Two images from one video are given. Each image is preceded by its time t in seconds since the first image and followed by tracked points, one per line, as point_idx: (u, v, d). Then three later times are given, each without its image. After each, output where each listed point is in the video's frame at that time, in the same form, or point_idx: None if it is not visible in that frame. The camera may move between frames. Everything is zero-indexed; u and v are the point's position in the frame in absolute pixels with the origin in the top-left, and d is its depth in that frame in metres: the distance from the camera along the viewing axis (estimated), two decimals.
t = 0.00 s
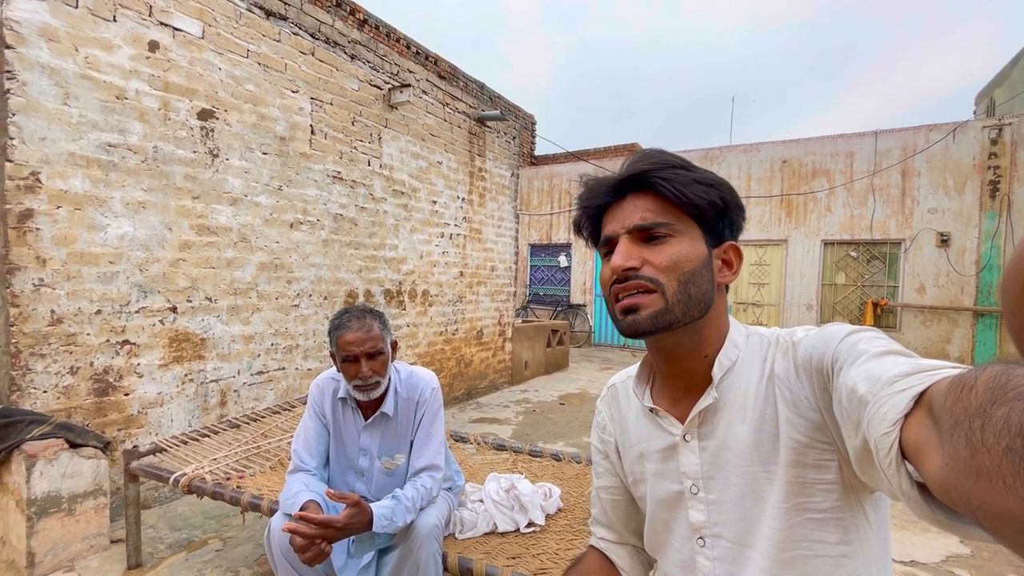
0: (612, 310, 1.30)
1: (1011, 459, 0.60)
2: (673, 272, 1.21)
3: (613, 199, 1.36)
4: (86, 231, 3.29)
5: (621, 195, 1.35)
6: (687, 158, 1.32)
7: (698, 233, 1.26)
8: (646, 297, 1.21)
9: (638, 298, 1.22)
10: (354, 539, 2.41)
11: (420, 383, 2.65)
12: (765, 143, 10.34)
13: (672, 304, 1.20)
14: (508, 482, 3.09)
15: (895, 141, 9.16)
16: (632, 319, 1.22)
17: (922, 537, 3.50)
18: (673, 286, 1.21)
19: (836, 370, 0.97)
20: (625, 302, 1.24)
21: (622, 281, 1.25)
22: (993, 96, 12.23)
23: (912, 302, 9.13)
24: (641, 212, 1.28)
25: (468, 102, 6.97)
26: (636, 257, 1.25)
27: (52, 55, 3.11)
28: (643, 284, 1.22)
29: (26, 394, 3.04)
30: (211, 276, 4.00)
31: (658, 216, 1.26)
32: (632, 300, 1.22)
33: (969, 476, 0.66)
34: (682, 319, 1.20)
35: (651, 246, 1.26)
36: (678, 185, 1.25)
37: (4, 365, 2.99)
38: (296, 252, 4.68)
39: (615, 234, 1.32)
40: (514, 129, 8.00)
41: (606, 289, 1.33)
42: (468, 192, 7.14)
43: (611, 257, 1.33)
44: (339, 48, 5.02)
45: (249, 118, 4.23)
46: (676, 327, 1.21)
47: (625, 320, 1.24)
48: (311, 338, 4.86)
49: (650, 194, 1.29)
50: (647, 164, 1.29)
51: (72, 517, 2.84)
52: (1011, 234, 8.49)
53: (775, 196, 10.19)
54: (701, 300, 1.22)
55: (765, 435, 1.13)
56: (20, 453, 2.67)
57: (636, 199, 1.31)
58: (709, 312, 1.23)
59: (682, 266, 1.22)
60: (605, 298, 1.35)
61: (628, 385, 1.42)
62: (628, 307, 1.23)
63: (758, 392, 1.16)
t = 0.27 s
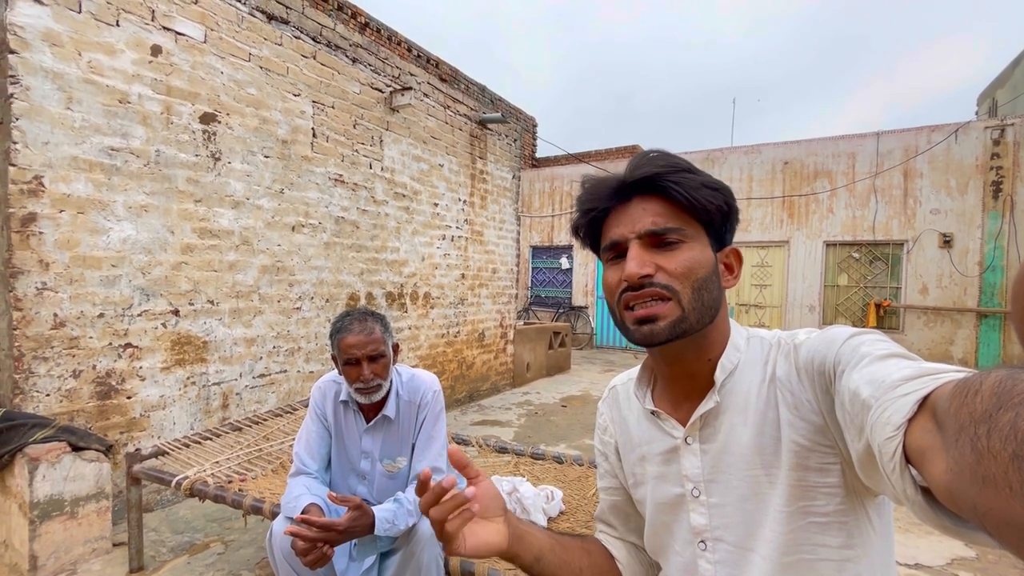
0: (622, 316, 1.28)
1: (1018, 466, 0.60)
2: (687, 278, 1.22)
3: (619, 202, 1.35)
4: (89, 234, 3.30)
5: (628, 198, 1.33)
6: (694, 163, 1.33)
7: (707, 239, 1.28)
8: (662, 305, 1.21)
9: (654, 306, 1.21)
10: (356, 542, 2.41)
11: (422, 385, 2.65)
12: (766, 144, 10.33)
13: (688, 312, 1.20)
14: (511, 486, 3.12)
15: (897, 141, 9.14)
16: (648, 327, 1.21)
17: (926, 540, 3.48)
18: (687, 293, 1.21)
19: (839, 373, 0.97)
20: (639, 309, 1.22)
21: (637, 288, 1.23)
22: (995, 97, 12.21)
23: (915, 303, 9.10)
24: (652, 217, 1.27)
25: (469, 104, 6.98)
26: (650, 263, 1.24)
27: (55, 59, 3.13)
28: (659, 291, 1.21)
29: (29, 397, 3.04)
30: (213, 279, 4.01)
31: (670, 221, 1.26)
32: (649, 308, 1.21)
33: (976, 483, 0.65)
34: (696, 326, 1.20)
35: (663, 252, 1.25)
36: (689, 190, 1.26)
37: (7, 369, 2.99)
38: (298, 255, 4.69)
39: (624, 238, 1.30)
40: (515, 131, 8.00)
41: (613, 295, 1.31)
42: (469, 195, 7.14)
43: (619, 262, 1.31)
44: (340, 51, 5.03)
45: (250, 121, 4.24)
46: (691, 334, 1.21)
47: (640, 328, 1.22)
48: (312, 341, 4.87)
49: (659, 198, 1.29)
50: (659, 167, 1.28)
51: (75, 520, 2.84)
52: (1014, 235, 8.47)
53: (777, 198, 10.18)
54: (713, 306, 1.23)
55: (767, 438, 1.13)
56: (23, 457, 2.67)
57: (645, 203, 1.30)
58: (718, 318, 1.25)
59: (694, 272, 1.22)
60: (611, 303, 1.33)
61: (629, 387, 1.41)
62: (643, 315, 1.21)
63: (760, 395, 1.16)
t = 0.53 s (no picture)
0: (625, 325, 1.27)
1: (1017, 467, 0.59)
2: (694, 292, 1.21)
3: (626, 205, 1.30)
4: (91, 238, 3.30)
5: (636, 202, 1.29)
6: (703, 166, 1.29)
7: (713, 249, 1.27)
8: (669, 320, 1.20)
9: (661, 320, 1.20)
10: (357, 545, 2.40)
11: (422, 388, 2.65)
12: (767, 145, 10.33)
13: (695, 327, 1.20)
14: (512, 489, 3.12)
15: (898, 142, 9.13)
16: (654, 342, 1.20)
17: (929, 542, 3.47)
18: (693, 307, 1.21)
19: (837, 374, 0.97)
20: (645, 323, 1.21)
21: (644, 301, 1.21)
22: (997, 97, 12.20)
23: (917, 304, 9.09)
24: (661, 226, 1.24)
25: (470, 107, 6.99)
26: (659, 275, 1.22)
27: (57, 63, 3.14)
28: (668, 306, 1.20)
29: (31, 400, 3.05)
30: (215, 282, 4.01)
31: (679, 231, 1.24)
32: (656, 323, 1.20)
33: (975, 485, 0.65)
34: (701, 340, 1.21)
35: (671, 262, 1.23)
36: (700, 199, 1.23)
37: (9, 372, 3.00)
38: (299, 258, 4.69)
39: (631, 246, 1.27)
40: (516, 134, 8.01)
41: (616, 303, 1.29)
42: (470, 197, 7.14)
43: (624, 269, 1.28)
44: (341, 55, 5.04)
45: (251, 124, 4.25)
46: (695, 348, 1.21)
47: (646, 341, 1.22)
48: (314, 343, 4.87)
49: (669, 206, 1.26)
50: (671, 174, 1.24)
51: (76, 523, 2.84)
52: (1016, 236, 8.45)
53: (778, 199, 10.17)
54: (716, 317, 1.24)
55: (765, 439, 1.13)
56: (24, 459, 2.68)
57: (653, 209, 1.27)
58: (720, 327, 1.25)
59: (701, 285, 1.22)
60: (613, 310, 1.31)
61: (629, 390, 1.41)
62: (650, 328, 1.21)
63: (759, 396, 1.15)
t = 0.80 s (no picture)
0: (623, 336, 1.28)
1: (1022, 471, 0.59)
2: (691, 306, 1.20)
3: (627, 215, 1.28)
4: (92, 241, 3.31)
5: (636, 212, 1.26)
6: (708, 174, 1.26)
7: (714, 260, 1.24)
8: (665, 334, 1.19)
9: (656, 334, 1.20)
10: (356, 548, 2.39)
11: (422, 390, 2.64)
12: (767, 147, 10.34)
13: (692, 342, 1.19)
14: (512, 491, 3.12)
15: (898, 144, 9.14)
16: (649, 355, 1.21)
17: (932, 544, 3.46)
18: (691, 321, 1.20)
19: (838, 376, 0.96)
20: (641, 336, 1.22)
21: (640, 315, 1.21)
22: (997, 99, 12.20)
23: (918, 305, 9.07)
24: (661, 238, 1.22)
25: (470, 110, 7.01)
26: (656, 289, 1.21)
27: (58, 67, 3.15)
28: (664, 321, 1.20)
29: (32, 403, 3.05)
30: (215, 285, 4.01)
31: (679, 244, 1.21)
32: (652, 337, 1.20)
33: (979, 488, 0.65)
34: (699, 354, 1.21)
35: (669, 275, 1.22)
36: (701, 212, 1.20)
37: (10, 375, 3.00)
38: (300, 261, 4.69)
39: (630, 257, 1.26)
40: (516, 136, 8.02)
41: (615, 313, 1.29)
42: (470, 199, 7.15)
43: (623, 279, 1.28)
44: (341, 58, 5.06)
45: (252, 127, 4.26)
46: (692, 361, 1.21)
47: (642, 354, 1.22)
48: (314, 346, 4.87)
49: (669, 217, 1.23)
50: (672, 186, 1.21)
51: (76, 527, 2.83)
52: (1017, 236, 8.44)
53: (778, 201, 10.18)
54: (715, 330, 1.22)
55: (765, 442, 1.12)
56: (24, 463, 2.67)
57: (653, 220, 1.24)
58: (720, 338, 1.24)
59: (700, 299, 1.20)
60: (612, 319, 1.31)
61: (629, 393, 1.41)
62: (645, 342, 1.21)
63: (759, 399, 1.15)
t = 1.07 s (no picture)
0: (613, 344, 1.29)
1: None
2: (679, 318, 1.19)
3: (615, 225, 1.27)
4: (92, 245, 3.31)
5: (624, 223, 1.25)
6: (701, 182, 1.22)
7: (707, 271, 1.21)
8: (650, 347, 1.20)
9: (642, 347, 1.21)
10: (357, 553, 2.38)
11: (423, 394, 2.64)
12: (767, 149, 10.35)
13: (676, 354, 1.18)
14: (514, 494, 3.12)
15: (898, 146, 9.14)
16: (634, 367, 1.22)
17: (934, 548, 3.44)
18: (678, 333, 1.19)
19: (842, 382, 0.96)
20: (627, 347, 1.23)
21: (626, 327, 1.22)
22: (996, 100, 12.22)
23: (919, 307, 9.06)
24: (647, 251, 1.21)
25: (470, 113, 7.01)
26: (640, 301, 1.20)
27: (59, 72, 3.15)
28: (647, 333, 1.20)
29: (32, 407, 3.04)
30: (215, 288, 4.01)
31: (665, 256, 1.19)
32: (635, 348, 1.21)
33: (988, 496, 0.65)
34: (685, 365, 1.19)
35: (656, 288, 1.21)
36: (689, 224, 1.18)
37: (10, 379, 3.00)
38: (300, 264, 4.69)
39: (617, 267, 1.26)
40: (516, 139, 8.03)
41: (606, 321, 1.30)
42: (470, 202, 7.15)
43: (613, 289, 1.28)
44: (341, 61, 5.06)
45: (252, 131, 4.26)
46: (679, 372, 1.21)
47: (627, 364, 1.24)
48: (314, 349, 4.86)
49: (656, 229, 1.21)
50: (657, 199, 1.19)
51: (76, 531, 2.82)
52: (1018, 238, 8.44)
53: (778, 203, 10.18)
54: (707, 341, 1.20)
55: (769, 447, 1.12)
56: (24, 467, 2.67)
57: (641, 231, 1.23)
58: (714, 349, 1.22)
59: (688, 311, 1.18)
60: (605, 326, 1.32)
61: (631, 397, 1.40)
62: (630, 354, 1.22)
63: (761, 404, 1.15)
